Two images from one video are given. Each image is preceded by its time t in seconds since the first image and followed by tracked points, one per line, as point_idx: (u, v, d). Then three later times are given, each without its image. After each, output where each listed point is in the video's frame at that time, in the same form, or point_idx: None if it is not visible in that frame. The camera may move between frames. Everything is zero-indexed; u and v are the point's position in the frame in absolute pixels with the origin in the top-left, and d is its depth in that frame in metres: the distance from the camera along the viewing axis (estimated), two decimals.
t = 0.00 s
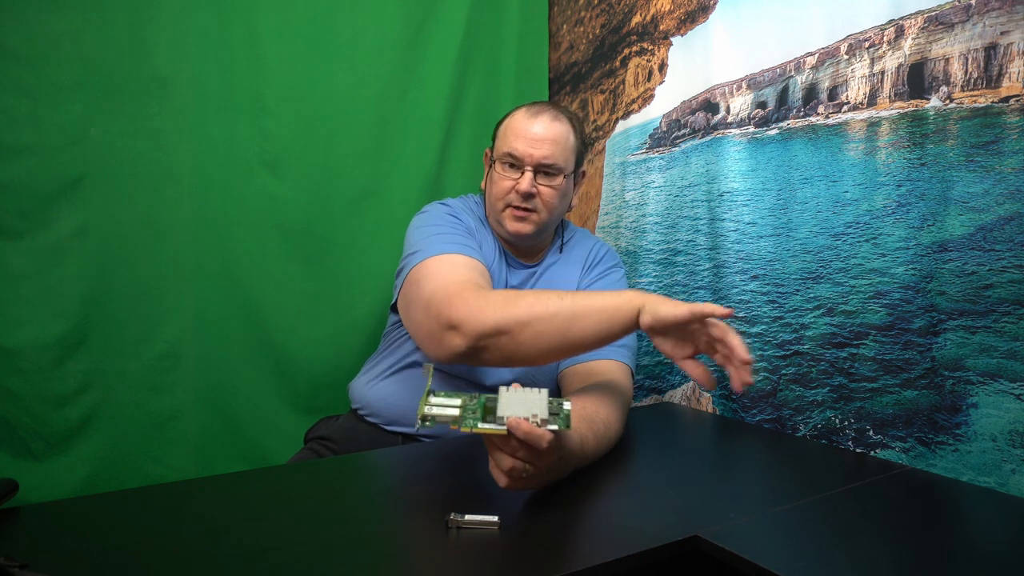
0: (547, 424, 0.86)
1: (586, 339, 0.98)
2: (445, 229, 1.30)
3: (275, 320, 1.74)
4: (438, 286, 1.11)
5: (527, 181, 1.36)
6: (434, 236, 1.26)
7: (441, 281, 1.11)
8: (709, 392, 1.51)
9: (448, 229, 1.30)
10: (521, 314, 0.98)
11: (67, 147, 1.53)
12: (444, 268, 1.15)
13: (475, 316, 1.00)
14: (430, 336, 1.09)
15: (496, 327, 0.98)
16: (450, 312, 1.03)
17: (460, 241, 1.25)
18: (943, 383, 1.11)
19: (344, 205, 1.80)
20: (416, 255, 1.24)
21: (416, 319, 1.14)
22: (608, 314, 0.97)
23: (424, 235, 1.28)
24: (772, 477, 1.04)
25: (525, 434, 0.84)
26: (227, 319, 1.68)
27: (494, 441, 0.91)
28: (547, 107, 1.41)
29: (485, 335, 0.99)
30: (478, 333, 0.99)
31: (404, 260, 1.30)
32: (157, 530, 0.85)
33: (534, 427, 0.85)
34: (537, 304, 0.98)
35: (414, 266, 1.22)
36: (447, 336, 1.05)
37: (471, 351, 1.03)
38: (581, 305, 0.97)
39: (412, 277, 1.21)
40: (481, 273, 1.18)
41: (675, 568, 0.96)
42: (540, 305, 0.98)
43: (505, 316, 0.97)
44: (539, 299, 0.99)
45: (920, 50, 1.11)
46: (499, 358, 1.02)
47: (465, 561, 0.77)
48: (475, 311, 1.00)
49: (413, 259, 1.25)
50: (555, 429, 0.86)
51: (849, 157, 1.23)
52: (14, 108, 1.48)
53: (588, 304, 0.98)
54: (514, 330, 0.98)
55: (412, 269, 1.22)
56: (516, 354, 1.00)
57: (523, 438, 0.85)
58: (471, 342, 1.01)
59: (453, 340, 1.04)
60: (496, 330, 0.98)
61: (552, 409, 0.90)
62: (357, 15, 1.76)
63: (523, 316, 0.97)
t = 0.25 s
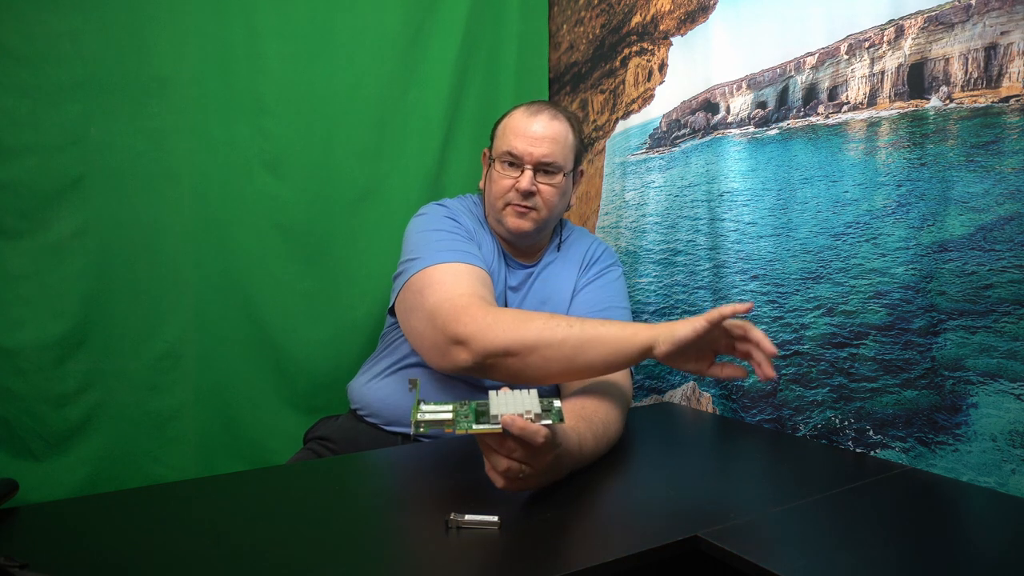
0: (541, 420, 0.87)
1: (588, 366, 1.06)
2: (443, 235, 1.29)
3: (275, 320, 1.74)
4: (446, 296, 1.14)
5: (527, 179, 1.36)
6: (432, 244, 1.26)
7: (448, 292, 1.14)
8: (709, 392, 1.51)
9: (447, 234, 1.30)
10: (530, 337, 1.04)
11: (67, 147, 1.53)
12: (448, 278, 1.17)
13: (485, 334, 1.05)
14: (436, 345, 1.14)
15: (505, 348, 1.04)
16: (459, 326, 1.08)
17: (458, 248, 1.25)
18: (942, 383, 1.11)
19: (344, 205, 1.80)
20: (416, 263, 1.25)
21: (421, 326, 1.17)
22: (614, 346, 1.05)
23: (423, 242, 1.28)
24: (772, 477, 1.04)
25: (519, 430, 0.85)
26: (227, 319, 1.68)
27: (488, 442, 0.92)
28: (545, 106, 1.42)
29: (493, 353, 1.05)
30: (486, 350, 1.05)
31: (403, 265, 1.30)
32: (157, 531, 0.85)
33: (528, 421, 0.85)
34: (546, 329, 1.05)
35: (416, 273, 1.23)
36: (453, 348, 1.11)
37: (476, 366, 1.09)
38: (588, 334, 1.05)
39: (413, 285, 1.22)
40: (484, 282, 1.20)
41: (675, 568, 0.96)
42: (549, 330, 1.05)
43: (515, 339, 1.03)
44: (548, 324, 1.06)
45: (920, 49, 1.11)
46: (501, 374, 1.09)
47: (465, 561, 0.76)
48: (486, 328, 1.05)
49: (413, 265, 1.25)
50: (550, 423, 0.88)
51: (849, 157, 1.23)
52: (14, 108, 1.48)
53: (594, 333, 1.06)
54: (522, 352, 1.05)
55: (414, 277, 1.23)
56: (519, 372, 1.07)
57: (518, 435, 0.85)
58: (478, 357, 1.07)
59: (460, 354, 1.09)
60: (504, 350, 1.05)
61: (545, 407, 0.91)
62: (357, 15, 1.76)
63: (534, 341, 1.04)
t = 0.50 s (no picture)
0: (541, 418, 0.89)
1: (582, 373, 1.07)
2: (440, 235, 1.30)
3: (275, 320, 1.74)
4: (442, 298, 1.14)
5: (524, 179, 1.36)
6: (430, 244, 1.27)
7: (445, 293, 1.14)
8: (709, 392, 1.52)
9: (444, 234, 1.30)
10: (526, 342, 1.05)
11: (67, 147, 1.53)
12: (445, 280, 1.17)
13: (480, 336, 1.05)
14: (431, 345, 1.14)
15: (500, 351, 1.05)
16: (454, 328, 1.08)
17: (455, 248, 1.25)
18: (943, 383, 1.11)
19: (344, 205, 1.80)
20: (413, 263, 1.25)
21: (416, 326, 1.17)
22: (609, 354, 1.06)
23: (420, 243, 1.29)
24: (772, 477, 1.04)
25: (521, 430, 0.85)
26: (227, 319, 1.68)
27: (489, 444, 0.92)
28: (542, 105, 1.41)
29: (488, 356, 1.06)
30: (482, 353, 1.06)
31: (400, 266, 1.30)
32: (157, 530, 0.85)
33: (530, 421, 0.86)
34: (541, 334, 1.06)
35: (413, 274, 1.23)
36: (448, 349, 1.11)
37: (471, 368, 1.09)
38: (583, 341, 1.06)
39: (410, 286, 1.22)
40: (481, 282, 1.20)
41: (675, 568, 0.96)
42: (544, 335, 1.06)
43: (511, 342, 1.04)
44: (543, 329, 1.06)
45: (920, 50, 1.11)
46: (496, 377, 1.10)
47: (465, 561, 0.77)
48: (481, 330, 1.06)
49: (410, 266, 1.25)
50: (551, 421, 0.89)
51: (849, 157, 1.23)
52: (14, 108, 1.48)
53: (589, 340, 1.07)
54: (517, 356, 1.05)
55: (411, 277, 1.23)
56: (513, 376, 1.08)
57: (520, 434, 0.86)
58: (473, 359, 1.07)
59: (455, 356, 1.10)
60: (499, 354, 1.05)
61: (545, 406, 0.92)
62: (357, 15, 1.76)
63: (529, 345, 1.04)
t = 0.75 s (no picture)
0: (540, 419, 0.88)
1: (576, 369, 1.07)
2: (436, 236, 1.30)
3: (275, 321, 1.74)
4: (435, 300, 1.14)
5: (523, 180, 1.36)
6: (425, 245, 1.27)
7: (437, 296, 1.15)
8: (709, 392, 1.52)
9: (440, 235, 1.30)
10: (517, 341, 1.05)
11: (67, 147, 1.53)
12: (440, 282, 1.17)
13: (472, 337, 1.06)
14: (425, 349, 1.14)
15: (492, 352, 1.05)
16: (446, 331, 1.08)
17: (451, 251, 1.26)
18: (943, 383, 1.11)
19: (344, 205, 1.80)
20: (408, 265, 1.25)
21: (410, 330, 1.18)
22: (600, 350, 1.07)
23: (416, 245, 1.29)
24: (772, 477, 1.04)
25: (519, 431, 0.83)
26: (227, 319, 1.68)
27: (488, 447, 0.92)
28: (542, 106, 1.41)
29: (481, 358, 1.06)
30: (474, 355, 1.06)
31: (398, 267, 1.30)
32: (156, 531, 0.85)
33: (528, 422, 0.84)
34: (533, 333, 1.06)
35: (409, 276, 1.23)
36: (442, 352, 1.11)
37: (465, 370, 1.09)
38: (575, 338, 1.06)
39: (406, 287, 1.23)
40: (476, 285, 1.20)
41: (675, 568, 0.96)
42: (535, 334, 1.06)
43: (503, 341, 1.04)
44: (535, 328, 1.07)
45: (920, 50, 1.11)
46: (490, 379, 1.10)
47: (464, 561, 0.76)
48: (473, 332, 1.06)
49: (406, 268, 1.26)
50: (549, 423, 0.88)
51: (849, 157, 1.23)
52: (14, 108, 1.48)
53: (580, 337, 1.07)
54: (509, 356, 1.05)
55: (406, 279, 1.23)
56: (505, 376, 1.08)
57: (518, 436, 0.84)
58: (466, 361, 1.07)
59: (448, 359, 1.10)
60: (492, 354, 1.05)
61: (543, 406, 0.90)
62: (357, 16, 1.76)
63: (521, 344, 1.05)
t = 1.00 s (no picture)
0: (535, 424, 0.88)
1: (560, 375, 1.05)
2: (426, 241, 1.30)
3: (275, 321, 1.74)
4: (423, 309, 1.15)
5: (518, 179, 1.36)
6: (413, 253, 1.28)
7: (426, 304, 1.16)
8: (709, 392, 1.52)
9: (429, 241, 1.31)
10: (498, 350, 1.05)
11: (67, 147, 1.53)
12: (426, 289, 1.18)
13: (455, 347, 1.06)
14: (415, 358, 1.16)
15: (474, 362, 1.05)
16: (432, 341, 1.10)
17: (437, 256, 1.25)
18: (943, 383, 1.11)
19: (344, 205, 1.80)
20: (397, 274, 1.27)
21: (402, 338, 1.19)
22: (580, 357, 1.05)
23: (406, 252, 1.30)
24: (773, 477, 1.04)
25: (514, 437, 0.85)
26: (227, 319, 1.68)
27: (485, 454, 0.92)
28: (536, 105, 1.41)
29: (464, 367, 1.06)
30: (457, 365, 1.06)
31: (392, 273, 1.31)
32: (156, 531, 0.85)
33: (522, 428, 0.85)
34: (514, 341, 1.05)
35: (399, 283, 1.25)
36: (430, 360, 1.12)
37: (453, 378, 1.10)
38: (555, 346, 1.05)
39: (396, 295, 1.24)
40: (468, 291, 1.20)
41: (675, 568, 0.96)
42: (517, 343, 1.05)
43: (483, 351, 1.04)
44: (516, 336, 1.06)
45: (920, 50, 1.11)
46: (479, 387, 1.10)
47: (464, 561, 0.76)
48: (457, 342, 1.07)
49: (398, 275, 1.27)
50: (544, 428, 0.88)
51: (849, 157, 1.23)
52: (13, 108, 1.48)
53: (562, 344, 1.05)
54: (491, 366, 1.05)
55: (396, 288, 1.25)
56: (492, 385, 1.08)
57: (514, 442, 0.86)
58: (452, 370, 1.08)
59: (436, 367, 1.11)
60: (474, 364, 1.05)
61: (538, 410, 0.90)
62: (357, 16, 1.76)
63: (503, 354, 1.04)
